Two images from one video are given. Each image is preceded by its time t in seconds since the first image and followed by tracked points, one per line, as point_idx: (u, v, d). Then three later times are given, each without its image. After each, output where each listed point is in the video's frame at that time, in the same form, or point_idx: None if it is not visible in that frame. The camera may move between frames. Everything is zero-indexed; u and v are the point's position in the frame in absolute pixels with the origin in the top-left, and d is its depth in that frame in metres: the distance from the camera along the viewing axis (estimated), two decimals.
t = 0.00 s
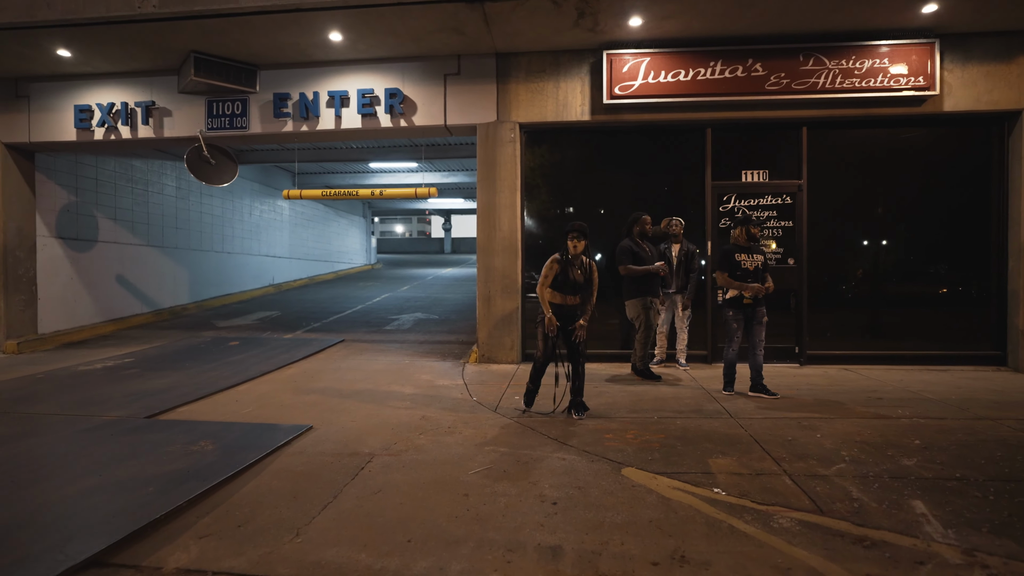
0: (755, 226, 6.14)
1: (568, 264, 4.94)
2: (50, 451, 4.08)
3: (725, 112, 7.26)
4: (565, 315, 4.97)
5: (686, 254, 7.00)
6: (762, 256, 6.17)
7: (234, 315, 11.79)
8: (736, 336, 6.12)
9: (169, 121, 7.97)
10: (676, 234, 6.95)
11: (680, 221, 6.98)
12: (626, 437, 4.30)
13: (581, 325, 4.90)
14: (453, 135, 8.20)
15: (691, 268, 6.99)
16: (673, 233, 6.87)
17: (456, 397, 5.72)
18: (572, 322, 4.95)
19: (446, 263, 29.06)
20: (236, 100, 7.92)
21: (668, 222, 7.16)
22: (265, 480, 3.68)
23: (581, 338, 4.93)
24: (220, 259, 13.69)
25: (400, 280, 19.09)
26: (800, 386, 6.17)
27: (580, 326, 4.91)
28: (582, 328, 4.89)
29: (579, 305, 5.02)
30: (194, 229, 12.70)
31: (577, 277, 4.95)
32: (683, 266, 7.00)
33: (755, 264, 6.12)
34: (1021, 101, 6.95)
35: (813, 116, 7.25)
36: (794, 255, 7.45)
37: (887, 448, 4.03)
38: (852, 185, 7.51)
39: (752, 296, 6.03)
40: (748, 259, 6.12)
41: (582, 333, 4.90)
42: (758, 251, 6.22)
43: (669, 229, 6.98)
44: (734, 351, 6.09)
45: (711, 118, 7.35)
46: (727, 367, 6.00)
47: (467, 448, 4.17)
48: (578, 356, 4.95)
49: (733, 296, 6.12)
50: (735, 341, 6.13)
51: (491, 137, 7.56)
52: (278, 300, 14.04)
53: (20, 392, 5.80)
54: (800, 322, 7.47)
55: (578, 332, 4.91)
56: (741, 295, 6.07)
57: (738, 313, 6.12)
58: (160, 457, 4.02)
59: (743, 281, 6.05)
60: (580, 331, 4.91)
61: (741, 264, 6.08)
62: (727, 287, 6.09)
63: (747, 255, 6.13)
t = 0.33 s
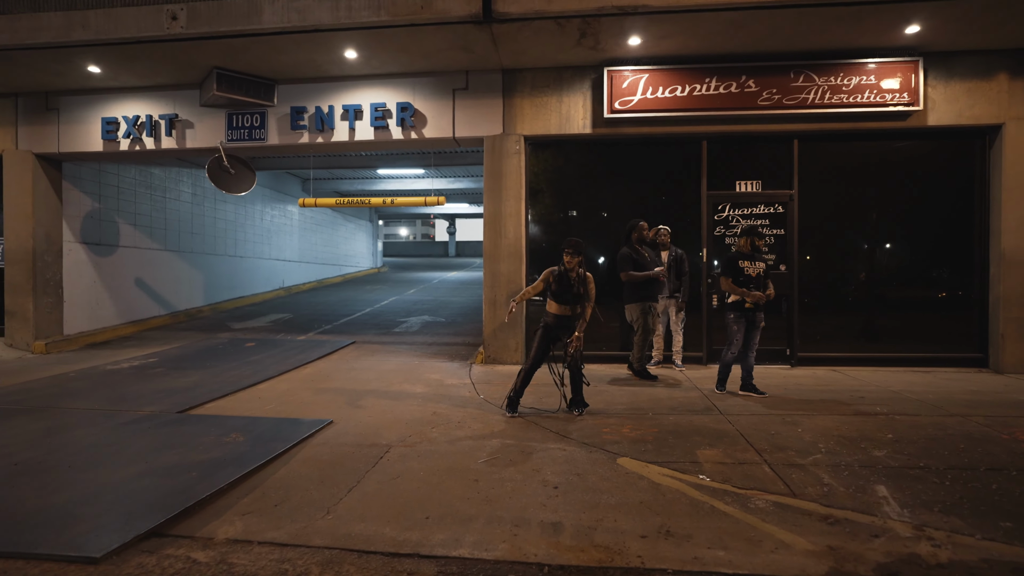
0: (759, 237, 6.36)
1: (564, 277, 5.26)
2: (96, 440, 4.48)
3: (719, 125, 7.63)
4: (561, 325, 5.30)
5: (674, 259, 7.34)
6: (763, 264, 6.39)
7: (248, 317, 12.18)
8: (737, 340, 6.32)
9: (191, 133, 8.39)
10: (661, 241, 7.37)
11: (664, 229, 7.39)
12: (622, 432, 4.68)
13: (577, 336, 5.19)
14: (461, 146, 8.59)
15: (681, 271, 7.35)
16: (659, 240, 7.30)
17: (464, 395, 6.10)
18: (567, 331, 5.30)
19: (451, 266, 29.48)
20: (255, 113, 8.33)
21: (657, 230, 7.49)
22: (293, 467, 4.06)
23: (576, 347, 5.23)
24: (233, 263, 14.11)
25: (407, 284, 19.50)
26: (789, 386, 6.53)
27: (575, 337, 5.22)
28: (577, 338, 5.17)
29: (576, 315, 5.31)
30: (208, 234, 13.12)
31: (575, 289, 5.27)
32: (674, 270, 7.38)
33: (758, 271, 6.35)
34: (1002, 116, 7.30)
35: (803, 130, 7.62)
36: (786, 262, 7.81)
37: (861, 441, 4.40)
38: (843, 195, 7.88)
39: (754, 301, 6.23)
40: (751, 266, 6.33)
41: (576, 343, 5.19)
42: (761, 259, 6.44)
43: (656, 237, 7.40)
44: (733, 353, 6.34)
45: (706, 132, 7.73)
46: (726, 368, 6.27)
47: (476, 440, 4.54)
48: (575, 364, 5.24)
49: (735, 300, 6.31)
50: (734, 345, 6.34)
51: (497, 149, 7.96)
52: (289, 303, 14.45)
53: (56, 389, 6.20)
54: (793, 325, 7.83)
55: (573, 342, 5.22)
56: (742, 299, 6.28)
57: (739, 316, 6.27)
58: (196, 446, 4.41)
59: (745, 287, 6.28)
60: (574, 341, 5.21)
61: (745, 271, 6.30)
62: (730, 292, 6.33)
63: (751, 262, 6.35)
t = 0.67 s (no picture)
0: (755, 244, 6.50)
1: (543, 299, 5.68)
2: (136, 432, 4.87)
3: (715, 138, 8.03)
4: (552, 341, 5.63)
5: (668, 265, 7.72)
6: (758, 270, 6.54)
7: (262, 320, 12.60)
8: (734, 342, 6.44)
9: (211, 144, 8.82)
10: (655, 249, 7.71)
11: (659, 238, 7.74)
12: (619, 426, 5.08)
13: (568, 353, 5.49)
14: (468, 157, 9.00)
15: (676, 277, 7.77)
16: (652, 248, 7.66)
17: (472, 393, 6.51)
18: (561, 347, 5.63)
19: (456, 270, 29.91)
20: (272, 125, 8.75)
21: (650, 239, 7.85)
22: (319, 455, 4.46)
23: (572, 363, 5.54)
24: (246, 269, 14.54)
25: (413, 288, 19.93)
26: (779, 387, 6.91)
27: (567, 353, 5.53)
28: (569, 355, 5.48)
29: (563, 331, 5.63)
30: (222, 240, 13.54)
31: (556, 307, 5.63)
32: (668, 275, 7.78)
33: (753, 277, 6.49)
34: (983, 130, 7.70)
35: (794, 143, 8.02)
36: (778, 268, 8.20)
37: (839, 434, 4.79)
38: (834, 205, 8.25)
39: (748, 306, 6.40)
40: (746, 272, 6.47)
41: (570, 358, 5.50)
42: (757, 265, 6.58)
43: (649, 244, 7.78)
44: (733, 357, 6.45)
45: (701, 144, 8.13)
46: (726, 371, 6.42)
47: (484, 433, 4.94)
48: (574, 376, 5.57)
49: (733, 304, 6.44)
50: (733, 347, 6.46)
51: (503, 160, 8.37)
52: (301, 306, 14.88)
53: (90, 387, 6.61)
54: (785, 329, 8.22)
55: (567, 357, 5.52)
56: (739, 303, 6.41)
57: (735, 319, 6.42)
58: (229, 437, 4.80)
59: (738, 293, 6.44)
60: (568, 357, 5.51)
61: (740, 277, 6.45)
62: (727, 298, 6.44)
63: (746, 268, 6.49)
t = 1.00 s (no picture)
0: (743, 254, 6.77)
1: (536, 318, 6.02)
2: (171, 424, 5.31)
3: (710, 151, 8.41)
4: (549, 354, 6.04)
5: (664, 273, 8.08)
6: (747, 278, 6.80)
7: (275, 323, 13.00)
8: (726, 349, 6.68)
9: (230, 155, 9.26)
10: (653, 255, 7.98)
11: (656, 245, 7.95)
12: (615, 422, 5.46)
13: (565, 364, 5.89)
14: (474, 168, 9.42)
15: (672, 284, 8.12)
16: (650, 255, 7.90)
17: (478, 392, 6.90)
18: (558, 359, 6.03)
19: (460, 274, 30.35)
20: (288, 137, 9.19)
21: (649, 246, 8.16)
22: (340, 446, 4.87)
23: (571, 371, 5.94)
24: (257, 272, 14.97)
25: (418, 292, 20.34)
26: (769, 388, 7.27)
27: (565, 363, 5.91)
28: (566, 365, 5.88)
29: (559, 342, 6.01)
30: (235, 245, 13.98)
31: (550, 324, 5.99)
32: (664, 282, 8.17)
33: (742, 285, 6.75)
34: (968, 144, 8.04)
35: (786, 155, 8.40)
36: (770, 275, 8.59)
37: (820, 431, 5.15)
38: (825, 214, 8.63)
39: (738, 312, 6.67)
40: (736, 280, 6.75)
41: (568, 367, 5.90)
42: (747, 273, 6.84)
43: (648, 252, 8.00)
44: (727, 362, 6.68)
45: (697, 156, 8.53)
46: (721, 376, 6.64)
47: (491, 428, 5.33)
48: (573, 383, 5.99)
49: (724, 310, 6.72)
50: (726, 352, 6.70)
51: (507, 171, 8.79)
52: (310, 309, 15.31)
53: (121, 385, 7.07)
54: (778, 334, 8.58)
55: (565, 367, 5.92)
56: (730, 310, 6.69)
57: (725, 325, 6.71)
58: (256, 429, 5.23)
59: (728, 300, 6.72)
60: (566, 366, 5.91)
61: (729, 286, 6.74)
62: (716, 306, 6.75)
63: (735, 277, 6.76)
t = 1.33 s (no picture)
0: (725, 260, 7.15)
1: (549, 295, 6.53)
2: (198, 421, 5.70)
3: (703, 163, 8.81)
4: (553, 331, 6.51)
5: (660, 281, 8.45)
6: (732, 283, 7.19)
7: (284, 327, 13.40)
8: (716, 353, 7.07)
9: (244, 166, 9.68)
10: (649, 263, 8.46)
11: (653, 254, 8.42)
12: (611, 420, 5.85)
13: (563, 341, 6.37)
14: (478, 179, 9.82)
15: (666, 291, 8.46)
16: (646, 263, 8.38)
17: (482, 393, 7.29)
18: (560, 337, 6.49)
19: (462, 279, 30.73)
20: (300, 149, 9.60)
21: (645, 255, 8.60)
22: (356, 441, 5.26)
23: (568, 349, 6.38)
24: (265, 278, 15.37)
25: (421, 296, 20.75)
26: (758, 389, 7.66)
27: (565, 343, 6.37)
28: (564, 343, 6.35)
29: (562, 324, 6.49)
30: (244, 251, 14.39)
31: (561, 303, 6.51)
32: (660, 290, 8.52)
33: (727, 291, 7.15)
34: (948, 156, 8.44)
35: (776, 167, 8.80)
36: (761, 281, 8.97)
37: (801, 428, 5.54)
38: (813, 224, 9.03)
39: (726, 316, 7.09)
40: (721, 286, 7.15)
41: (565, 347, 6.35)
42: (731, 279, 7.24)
43: (645, 260, 8.49)
44: (717, 365, 7.05)
45: (691, 168, 8.92)
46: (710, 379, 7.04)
47: (495, 425, 5.72)
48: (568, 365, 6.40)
49: (713, 316, 7.12)
50: (716, 356, 7.09)
51: (510, 182, 9.20)
52: (317, 314, 15.70)
53: (144, 386, 7.47)
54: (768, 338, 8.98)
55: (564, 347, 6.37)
56: (718, 315, 7.10)
57: (715, 330, 7.10)
58: (276, 426, 5.62)
59: (715, 306, 7.12)
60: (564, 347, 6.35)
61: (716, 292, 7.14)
62: (705, 312, 7.15)
63: (720, 283, 7.16)
